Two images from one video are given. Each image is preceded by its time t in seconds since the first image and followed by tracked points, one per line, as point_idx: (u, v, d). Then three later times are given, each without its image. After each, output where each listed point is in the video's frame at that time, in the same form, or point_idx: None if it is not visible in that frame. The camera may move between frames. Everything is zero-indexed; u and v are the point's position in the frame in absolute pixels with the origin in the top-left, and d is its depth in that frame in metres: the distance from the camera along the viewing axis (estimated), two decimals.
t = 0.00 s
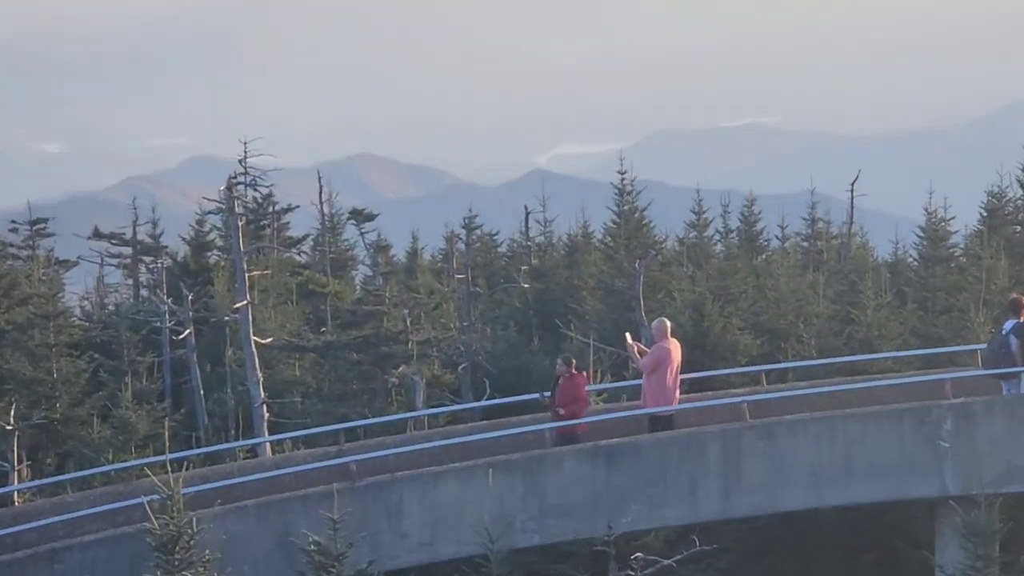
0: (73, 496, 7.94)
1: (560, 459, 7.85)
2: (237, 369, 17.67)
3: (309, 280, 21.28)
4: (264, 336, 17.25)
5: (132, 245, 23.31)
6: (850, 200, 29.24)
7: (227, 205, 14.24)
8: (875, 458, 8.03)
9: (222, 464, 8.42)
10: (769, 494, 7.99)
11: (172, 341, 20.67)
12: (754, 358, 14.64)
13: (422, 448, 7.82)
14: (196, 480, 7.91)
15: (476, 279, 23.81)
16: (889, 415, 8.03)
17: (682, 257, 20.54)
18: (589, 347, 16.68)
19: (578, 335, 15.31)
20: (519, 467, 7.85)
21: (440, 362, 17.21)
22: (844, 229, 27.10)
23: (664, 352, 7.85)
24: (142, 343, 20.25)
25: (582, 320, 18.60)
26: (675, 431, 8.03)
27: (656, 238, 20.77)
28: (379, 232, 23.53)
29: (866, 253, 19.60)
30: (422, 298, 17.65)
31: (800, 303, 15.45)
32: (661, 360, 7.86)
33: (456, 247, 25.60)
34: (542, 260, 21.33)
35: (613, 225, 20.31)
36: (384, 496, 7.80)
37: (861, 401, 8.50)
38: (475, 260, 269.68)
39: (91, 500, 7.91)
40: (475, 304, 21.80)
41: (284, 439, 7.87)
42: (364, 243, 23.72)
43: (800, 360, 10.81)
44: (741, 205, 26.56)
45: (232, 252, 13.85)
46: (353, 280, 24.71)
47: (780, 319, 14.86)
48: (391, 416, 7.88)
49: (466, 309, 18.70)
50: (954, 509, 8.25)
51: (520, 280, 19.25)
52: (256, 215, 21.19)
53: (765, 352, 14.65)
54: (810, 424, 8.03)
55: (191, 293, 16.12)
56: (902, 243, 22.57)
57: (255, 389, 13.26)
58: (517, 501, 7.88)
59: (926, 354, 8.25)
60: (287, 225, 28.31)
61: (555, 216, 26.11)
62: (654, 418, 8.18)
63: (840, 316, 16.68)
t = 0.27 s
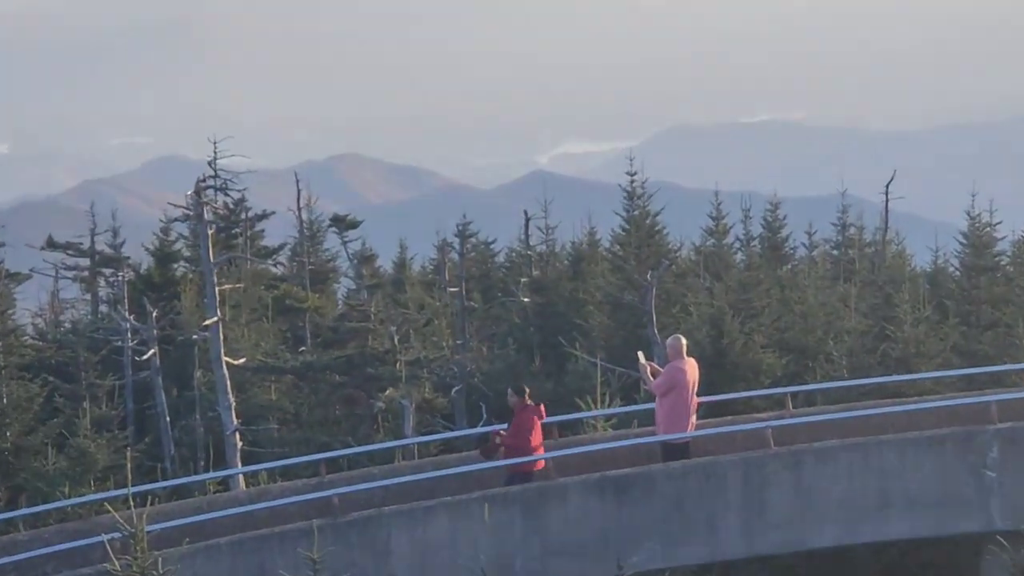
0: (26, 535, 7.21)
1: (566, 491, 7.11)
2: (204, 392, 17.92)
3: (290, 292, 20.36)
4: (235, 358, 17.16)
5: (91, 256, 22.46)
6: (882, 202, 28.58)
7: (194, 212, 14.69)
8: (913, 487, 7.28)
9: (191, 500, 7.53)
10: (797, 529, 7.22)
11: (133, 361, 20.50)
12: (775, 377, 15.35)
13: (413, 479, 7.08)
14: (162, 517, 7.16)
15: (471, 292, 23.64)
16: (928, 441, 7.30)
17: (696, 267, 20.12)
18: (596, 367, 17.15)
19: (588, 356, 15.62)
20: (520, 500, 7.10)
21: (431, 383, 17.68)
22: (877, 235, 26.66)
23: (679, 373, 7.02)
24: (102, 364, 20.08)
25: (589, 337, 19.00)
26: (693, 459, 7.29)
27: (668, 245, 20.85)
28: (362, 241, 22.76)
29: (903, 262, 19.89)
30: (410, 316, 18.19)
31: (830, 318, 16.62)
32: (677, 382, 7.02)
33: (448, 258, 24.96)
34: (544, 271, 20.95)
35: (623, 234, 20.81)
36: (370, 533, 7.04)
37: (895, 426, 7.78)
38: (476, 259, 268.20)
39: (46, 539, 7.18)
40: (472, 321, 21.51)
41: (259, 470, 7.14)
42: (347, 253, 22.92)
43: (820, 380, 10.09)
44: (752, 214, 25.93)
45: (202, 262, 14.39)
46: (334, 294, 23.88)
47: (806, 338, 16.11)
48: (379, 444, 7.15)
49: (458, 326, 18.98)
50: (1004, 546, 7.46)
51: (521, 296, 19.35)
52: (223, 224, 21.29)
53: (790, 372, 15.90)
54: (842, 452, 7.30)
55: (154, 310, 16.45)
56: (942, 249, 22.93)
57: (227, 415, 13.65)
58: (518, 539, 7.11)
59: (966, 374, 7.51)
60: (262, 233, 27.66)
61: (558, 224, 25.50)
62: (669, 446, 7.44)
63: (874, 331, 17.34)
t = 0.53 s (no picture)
0: None
1: (563, 516, 6.82)
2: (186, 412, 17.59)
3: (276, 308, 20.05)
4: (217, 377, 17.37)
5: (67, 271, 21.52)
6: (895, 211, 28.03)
7: (176, 224, 14.18)
8: (925, 510, 6.98)
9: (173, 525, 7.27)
10: (804, 555, 6.92)
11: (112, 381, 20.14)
12: (782, 396, 15.08)
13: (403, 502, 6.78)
14: (141, 544, 6.88)
15: (465, 306, 23.36)
16: (941, 463, 7.00)
17: (700, 280, 19.81)
18: (595, 386, 16.96)
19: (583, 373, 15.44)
20: (515, 525, 6.81)
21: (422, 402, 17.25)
22: (888, 245, 26.27)
23: (679, 393, 6.71)
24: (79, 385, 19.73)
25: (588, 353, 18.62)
26: (695, 482, 6.99)
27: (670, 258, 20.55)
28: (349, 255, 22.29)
29: (914, 276, 19.84)
30: (401, 332, 17.30)
31: (838, 332, 16.41)
32: (677, 402, 6.72)
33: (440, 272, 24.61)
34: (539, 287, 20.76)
35: (623, 246, 20.37)
36: (359, 560, 6.73)
37: (906, 447, 7.48)
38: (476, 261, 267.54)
39: (20, 567, 6.90)
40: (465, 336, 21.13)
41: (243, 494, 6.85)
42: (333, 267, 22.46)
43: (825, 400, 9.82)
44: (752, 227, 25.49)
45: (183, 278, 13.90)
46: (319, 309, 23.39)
47: (814, 354, 15.84)
48: (367, 466, 6.85)
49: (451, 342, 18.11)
50: None
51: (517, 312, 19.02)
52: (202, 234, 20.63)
53: (798, 389, 15.64)
54: (851, 474, 7.00)
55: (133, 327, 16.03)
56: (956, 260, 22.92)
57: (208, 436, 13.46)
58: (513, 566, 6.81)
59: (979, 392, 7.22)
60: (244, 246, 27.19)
61: (555, 235, 25.15)
62: (671, 467, 7.14)
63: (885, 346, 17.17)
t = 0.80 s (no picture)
0: None
1: (550, 529, 6.82)
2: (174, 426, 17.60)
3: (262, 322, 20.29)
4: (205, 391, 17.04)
5: (53, 285, 21.52)
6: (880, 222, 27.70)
7: (162, 238, 14.09)
8: (912, 522, 6.98)
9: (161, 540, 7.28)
10: (792, 567, 6.92)
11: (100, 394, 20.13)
12: (769, 408, 15.14)
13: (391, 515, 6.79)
14: (129, 559, 6.89)
15: (452, 319, 23.47)
16: (928, 475, 7.01)
17: (687, 292, 19.88)
18: (582, 399, 17.04)
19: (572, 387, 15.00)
20: (503, 539, 6.81)
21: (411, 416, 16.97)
22: (874, 258, 26.12)
23: (666, 405, 6.70)
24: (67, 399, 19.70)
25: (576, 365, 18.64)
26: (683, 495, 7.00)
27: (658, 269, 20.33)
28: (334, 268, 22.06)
29: (902, 288, 19.82)
30: (387, 345, 17.79)
31: (827, 343, 16.42)
32: (663, 414, 6.72)
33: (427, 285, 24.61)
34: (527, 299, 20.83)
35: (611, 258, 20.07)
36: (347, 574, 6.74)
37: (893, 459, 7.49)
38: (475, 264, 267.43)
39: None
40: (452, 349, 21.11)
41: (231, 508, 6.86)
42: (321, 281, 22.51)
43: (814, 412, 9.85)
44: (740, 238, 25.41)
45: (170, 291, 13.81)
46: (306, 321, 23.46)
47: (802, 366, 15.94)
48: (356, 480, 6.86)
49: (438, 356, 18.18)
50: None
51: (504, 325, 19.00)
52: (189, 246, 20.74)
53: (786, 401, 15.70)
54: (838, 486, 7.00)
55: (121, 341, 16.11)
56: (943, 270, 22.87)
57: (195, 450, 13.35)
58: None
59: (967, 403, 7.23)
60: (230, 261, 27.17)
61: (543, 247, 25.07)
62: (658, 480, 7.15)
63: (872, 357, 16.93)
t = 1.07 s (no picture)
0: None
1: (530, 539, 6.83)
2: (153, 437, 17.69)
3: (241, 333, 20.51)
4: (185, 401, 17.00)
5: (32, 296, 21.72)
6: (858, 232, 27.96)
7: (142, 248, 14.15)
8: (893, 530, 6.99)
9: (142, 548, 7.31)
10: None
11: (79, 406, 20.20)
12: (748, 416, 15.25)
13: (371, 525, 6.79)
14: (108, 570, 6.88)
15: (432, 328, 23.53)
16: (907, 484, 7.02)
17: (666, 302, 19.99)
18: (562, 407, 16.94)
19: (552, 395, 14.89)
20: (482, 549, 6.81)
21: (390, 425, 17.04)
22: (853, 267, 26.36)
23: (645, 414, 6.73)
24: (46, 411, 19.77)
25: (556, 375, 18.71)
26: (663, 504, 7.01)
27: (637, 280, 20.50)
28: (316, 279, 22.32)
29: (881, 298, 19.88)
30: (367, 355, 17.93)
31: (806, 352, 16.45)
32: (642, 423, 6.74)
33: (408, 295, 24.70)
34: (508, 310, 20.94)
35: (591, 268, 20.29)
36: None
37: (873, 468, 7.50)
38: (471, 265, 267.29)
39: None
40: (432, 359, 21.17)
41: (212, 518, 6.85)
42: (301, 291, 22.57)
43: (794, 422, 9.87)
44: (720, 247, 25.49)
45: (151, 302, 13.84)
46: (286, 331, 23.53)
47: (781, 375, 16.05)
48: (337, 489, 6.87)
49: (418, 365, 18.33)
50: None
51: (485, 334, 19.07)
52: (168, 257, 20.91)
53: (764, 410, 15.91)
54: (817, 495, 7.01)
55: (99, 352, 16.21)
56: (921, 280, 23.05)
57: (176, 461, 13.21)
58: None
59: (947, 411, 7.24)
60: (210, 271, 27.17)
61: (523, 257, 25.16)
62: (639, 489, 7.16)
63: (851, 366, 16.90)
